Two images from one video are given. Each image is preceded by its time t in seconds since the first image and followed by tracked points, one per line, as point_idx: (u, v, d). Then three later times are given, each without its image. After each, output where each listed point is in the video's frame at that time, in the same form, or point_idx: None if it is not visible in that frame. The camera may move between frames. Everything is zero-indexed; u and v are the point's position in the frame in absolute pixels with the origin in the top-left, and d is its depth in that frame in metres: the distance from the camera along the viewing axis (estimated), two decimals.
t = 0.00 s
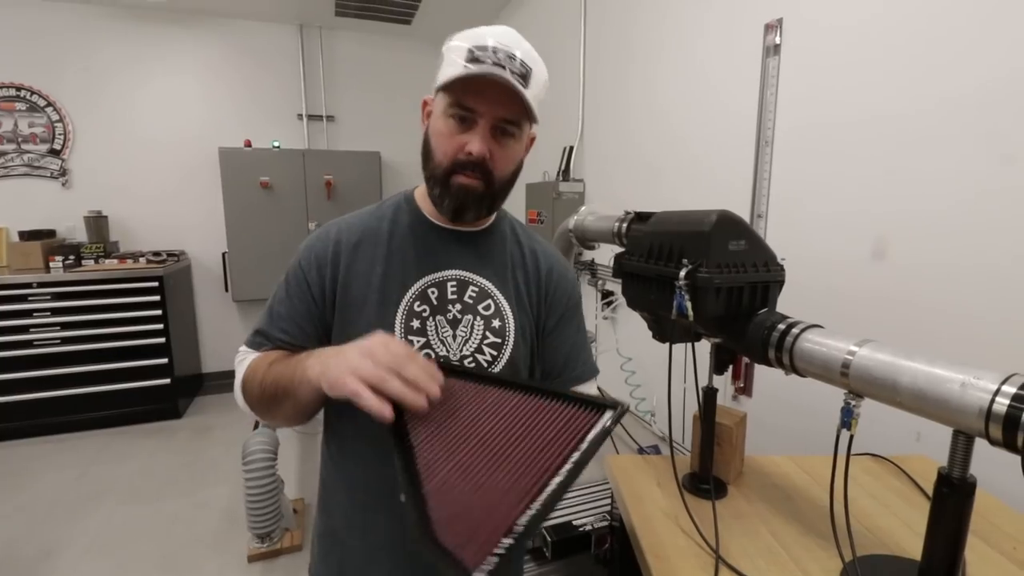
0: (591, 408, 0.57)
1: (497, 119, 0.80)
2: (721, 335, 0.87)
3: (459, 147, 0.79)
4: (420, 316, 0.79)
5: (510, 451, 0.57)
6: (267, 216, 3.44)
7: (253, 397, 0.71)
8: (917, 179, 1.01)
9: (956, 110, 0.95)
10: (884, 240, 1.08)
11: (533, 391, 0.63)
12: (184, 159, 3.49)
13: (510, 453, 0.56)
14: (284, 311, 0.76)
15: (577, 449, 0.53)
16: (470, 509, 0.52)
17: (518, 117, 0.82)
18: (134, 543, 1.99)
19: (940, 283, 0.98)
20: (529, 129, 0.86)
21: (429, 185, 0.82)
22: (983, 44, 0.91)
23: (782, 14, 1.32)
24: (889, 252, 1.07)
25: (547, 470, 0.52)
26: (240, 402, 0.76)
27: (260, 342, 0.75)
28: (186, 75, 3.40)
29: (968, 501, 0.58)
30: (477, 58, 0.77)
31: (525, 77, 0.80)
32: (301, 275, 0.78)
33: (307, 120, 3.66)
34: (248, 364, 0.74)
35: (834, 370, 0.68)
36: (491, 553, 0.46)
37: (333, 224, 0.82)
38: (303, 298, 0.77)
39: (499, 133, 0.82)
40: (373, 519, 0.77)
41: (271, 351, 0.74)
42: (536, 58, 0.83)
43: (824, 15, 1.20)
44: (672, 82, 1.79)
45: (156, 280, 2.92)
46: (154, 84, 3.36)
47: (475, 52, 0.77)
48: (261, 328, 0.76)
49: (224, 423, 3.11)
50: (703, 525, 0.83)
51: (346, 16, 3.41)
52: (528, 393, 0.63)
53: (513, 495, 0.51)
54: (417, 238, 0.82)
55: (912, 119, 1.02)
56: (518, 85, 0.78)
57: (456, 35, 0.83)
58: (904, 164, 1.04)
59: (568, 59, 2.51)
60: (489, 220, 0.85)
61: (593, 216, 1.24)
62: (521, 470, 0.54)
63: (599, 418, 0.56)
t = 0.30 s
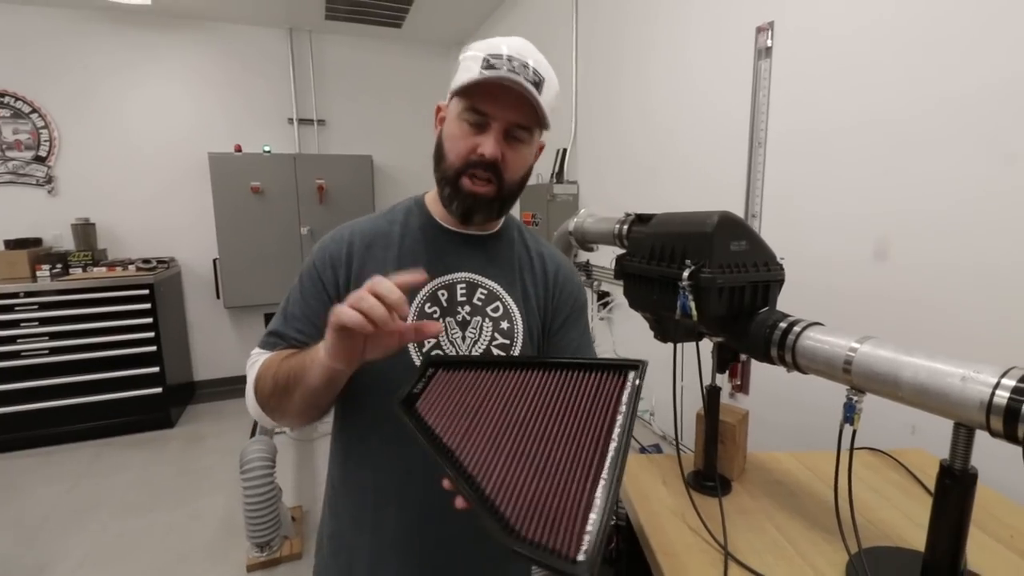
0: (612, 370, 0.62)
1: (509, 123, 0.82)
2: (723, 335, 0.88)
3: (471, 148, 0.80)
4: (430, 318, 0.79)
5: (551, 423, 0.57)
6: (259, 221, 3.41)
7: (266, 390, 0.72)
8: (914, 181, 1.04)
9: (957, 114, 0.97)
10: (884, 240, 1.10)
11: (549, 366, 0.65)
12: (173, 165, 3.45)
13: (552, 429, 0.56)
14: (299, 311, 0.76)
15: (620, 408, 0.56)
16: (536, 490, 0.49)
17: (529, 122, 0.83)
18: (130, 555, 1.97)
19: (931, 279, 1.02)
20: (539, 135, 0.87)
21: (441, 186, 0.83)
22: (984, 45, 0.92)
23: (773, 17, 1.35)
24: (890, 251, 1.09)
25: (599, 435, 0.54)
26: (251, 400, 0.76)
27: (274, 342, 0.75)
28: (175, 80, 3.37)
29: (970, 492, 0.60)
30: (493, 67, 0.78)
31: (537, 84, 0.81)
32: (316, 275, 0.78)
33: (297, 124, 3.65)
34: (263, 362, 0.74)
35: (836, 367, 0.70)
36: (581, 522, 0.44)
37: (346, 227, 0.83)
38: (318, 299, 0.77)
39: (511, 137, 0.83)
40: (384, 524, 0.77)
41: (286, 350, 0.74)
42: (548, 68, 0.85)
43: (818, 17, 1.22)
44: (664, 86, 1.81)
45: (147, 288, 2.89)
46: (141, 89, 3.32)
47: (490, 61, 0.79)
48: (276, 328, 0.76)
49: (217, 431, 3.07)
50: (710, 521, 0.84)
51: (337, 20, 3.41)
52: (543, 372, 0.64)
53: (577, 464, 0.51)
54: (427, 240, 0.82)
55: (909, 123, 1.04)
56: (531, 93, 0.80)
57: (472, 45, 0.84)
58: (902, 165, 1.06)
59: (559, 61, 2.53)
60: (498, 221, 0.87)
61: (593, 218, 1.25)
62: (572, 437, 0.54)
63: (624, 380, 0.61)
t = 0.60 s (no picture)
0: (612, 360, 0.65)
1: (506, 126, 0.83)
2: (719, 333, 0.90)
3: (469, 152, 0.81)
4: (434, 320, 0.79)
5: (555, 413, 0.59)
6: (245, 225, 3.37)
7: (269, 390, 0.72)
8: (914, 180, 1.03)
9: (963, 112, 0.95)
10: (884, 240, 1.08)
11: (551, 357, 0.66)
12: (156, 168, 3.39)
13: (557, 418, 0.58)
14: (302, 314, 0.76)
15: (621, 397, 0.59)
16: (546, 476, 0.52)
17: (525, 124, 0.84)
18: (117, 566, 1.93)
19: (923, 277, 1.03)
20: (535, 137, 0.88)
21: (441, 192, 0.83)
22: (988, 46, 0.90)
23: (760, 20, 1.37)
24: (890, 251, 1.08)
25: (602, 423, 0.57)
26: (252, 402, 0.76)
27: (277, 345, 0.75)
28: (157, 82, 3.32)
29: (963, 482, 0.62)
30: (488, 70, 0.79)
31: (532, 86, 0.82)
32: (318, 278, 0.78)
33: (283, 126, 3.61)
34: (265, 362, 0.74)
35: (832, 364, 0.72)
36: (591, 505, 0.47)
37: (348, 230, 0.83)
38: (321, 301, 0.77)
39: (508, 140, 0.84)
40: (392, 526, 0.77)
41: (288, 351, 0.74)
42: (542, 70, 0.86)
43: (805, 21, 1.24)
44: (652, 88, 1.84)
45: (131, 293, 2.84)
46: (122, 91, 3.26)
47: (485, 64, 0.79)
48: (279, 331, 0.76)
49: (205, 438, 3.02)
50: (711, 517, 0.85)
51: (322, 21, 3.38)
52: (545, 362, 0.66)
53: (584, 452, 0.54)
54: (429, 243, 0.82)
55: (911, 122, 1.03)
56: (527, 96, 0.81)
57: (465, 51, 0.85)
58: (902, 164, 1.04)
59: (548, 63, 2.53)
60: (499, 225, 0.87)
61: (588, 220, 1.26)
62: (577, 426, 0.57)
63: (623, 367, 0.63)
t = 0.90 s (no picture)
0: (609, 357, 0.68)
1: (507, 123, 0.83)
2: (716, 335, 0.91)
3: (471, 149, 0.81)
4: (436, 320, 0.79)
5: (556, 408, 0.60)
6: (236, 223, 3.33)
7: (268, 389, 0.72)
8: (913, 183, 1.04)
9: (964, 116, 0.95)
10: (882, 243, 1.10)
11: (553, 356, 0.69)
12: (144, 165, 3.34)
13: (558, 413, 0.60)
14: (302, 314, 0.75)
15: (620, 392, 0.61)
16: (549, 462, 0.52)
17: (526, 121, 0.84)
18: (104, 569, 1.90)
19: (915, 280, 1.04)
20: (536, 136, 0.88)
21: (441, 189, 0.83)
22: (990, 52, 0.91)
23: (755, 26, 1.39)
24: (886, 252, 1.09)
25: (602, 416, 0.58)
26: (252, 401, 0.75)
27: (277, 344, 0.75)
28: (146, 78, 3.27)
29: (957, 482, 0.63)
30: (490, 67, 0.79)
31: (534, 83, 0.82)
32: (318, 278, 0.77)
33: (274, 124, 3.57)
34: (265, 363, 0.74)
35: (829, 365, 0.73)
36: (593, 485, 0.48)
37: (348, 230, 0.82)
38: (320, 302, 0.77)
39: (509, 137, 0.84)
40: (395, 525, 0.77)
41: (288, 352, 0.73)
42: (544, 69, 0.86)
43: (800, 27, 1.26)
44: (647, 91, 1.85)
45: (118, 291, 2.79)
46: (111, 86, 3.21)
47: (487, 61, 0.80)
48: (278, 331, 0.75)
49: (193, 438, 2.98)
50: (708, 517, 0.86)
51: (315, 19, 3.35)
52: (546, 362, 0.68)
53: (585, 443, 0.54)
54: (429, 243, 0.82)
55: (911, 123, 1.03)
56: (528, 92, 0.81)
57: (468, 49, 0.85)
58: (901, 167, 1.05)
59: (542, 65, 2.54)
60: (498, 224, 0.87)
61: (585, 221, 1.27)
62: (577, 420, 0.58)
63: (621, 362, 0.67)
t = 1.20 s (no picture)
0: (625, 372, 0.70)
1: (495, 117, 0.82)
2: (716, 335, 0.91)
3: (460, 145, 0.81)
4: (438, 322, 0.79)
5: (577, 428, 0.64)
6: (229, 224, 3.31)
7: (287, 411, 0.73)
8: (912, 185, 1.05)
9: (962, 120, 0.97)
10: (882, 242, 1.11)
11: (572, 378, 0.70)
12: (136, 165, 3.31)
13: (580, 434, 0.63)
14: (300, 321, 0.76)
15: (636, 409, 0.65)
16: (577, 486, 0.56)
17: (515, 112, 0.84)
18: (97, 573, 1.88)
19: (911, 280, 1.06)
20: (528, 129, 0.87)
21: (434, 186, 0.84)
22: (994, 52, 0.92)
23: (751, 27, 1.40)
24: (885, 252, 1.10)
25: (620, 435, 0.63)
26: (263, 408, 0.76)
27: (279, 351, 0.76)
28: (137, 77, 3.24)
29: (956, 480, 0.64)
30: (474, 60, 0.79)
31: (520, 73, 0.82)
32: (316, 284, 0.77)
33: (268, 124, 3.55)
34: (279, 380, 0.74)
35: (828, 365, 0.73)
36: (617, 512, 0.53)
37: (344, 232, 0.82)
38: (318, 307, 0.77)
39: (498, 130, 0.84)
40: (402, 527, 0.77)
41: (303, 371, 0.74)
42: (533, 61, 0.86)
43: (797, 29, 1.27)
44: (642, 92, 1.86)
45: (110, 293, 2.76)
46: (102, 85, 3.18)
47: (472, 55, 0.80)
48: (278, 339, 0.76)
49: (186, 441, 2.96)
50: (709, 516, 0.87)
51: (309, 19, 3.33)
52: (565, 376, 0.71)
53: (607, 462, 0.59)
54: (430, 245, 0.82)
55: (910, 127, 1.04)
56: (513, 82, 0.80)
57: (458, 46, 0.86)
58: (899, 169, 1.07)
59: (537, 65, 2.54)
60: (492, 220, 0.86)
61: (584, 221, 1.28)
62: (597, 440, 0.62)
63: (635, 381, 0.69)
